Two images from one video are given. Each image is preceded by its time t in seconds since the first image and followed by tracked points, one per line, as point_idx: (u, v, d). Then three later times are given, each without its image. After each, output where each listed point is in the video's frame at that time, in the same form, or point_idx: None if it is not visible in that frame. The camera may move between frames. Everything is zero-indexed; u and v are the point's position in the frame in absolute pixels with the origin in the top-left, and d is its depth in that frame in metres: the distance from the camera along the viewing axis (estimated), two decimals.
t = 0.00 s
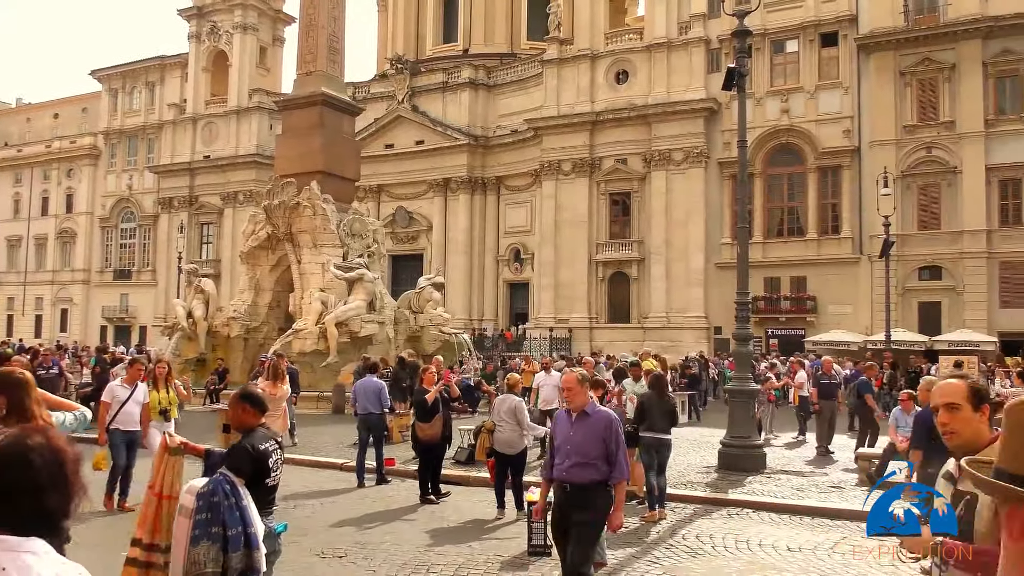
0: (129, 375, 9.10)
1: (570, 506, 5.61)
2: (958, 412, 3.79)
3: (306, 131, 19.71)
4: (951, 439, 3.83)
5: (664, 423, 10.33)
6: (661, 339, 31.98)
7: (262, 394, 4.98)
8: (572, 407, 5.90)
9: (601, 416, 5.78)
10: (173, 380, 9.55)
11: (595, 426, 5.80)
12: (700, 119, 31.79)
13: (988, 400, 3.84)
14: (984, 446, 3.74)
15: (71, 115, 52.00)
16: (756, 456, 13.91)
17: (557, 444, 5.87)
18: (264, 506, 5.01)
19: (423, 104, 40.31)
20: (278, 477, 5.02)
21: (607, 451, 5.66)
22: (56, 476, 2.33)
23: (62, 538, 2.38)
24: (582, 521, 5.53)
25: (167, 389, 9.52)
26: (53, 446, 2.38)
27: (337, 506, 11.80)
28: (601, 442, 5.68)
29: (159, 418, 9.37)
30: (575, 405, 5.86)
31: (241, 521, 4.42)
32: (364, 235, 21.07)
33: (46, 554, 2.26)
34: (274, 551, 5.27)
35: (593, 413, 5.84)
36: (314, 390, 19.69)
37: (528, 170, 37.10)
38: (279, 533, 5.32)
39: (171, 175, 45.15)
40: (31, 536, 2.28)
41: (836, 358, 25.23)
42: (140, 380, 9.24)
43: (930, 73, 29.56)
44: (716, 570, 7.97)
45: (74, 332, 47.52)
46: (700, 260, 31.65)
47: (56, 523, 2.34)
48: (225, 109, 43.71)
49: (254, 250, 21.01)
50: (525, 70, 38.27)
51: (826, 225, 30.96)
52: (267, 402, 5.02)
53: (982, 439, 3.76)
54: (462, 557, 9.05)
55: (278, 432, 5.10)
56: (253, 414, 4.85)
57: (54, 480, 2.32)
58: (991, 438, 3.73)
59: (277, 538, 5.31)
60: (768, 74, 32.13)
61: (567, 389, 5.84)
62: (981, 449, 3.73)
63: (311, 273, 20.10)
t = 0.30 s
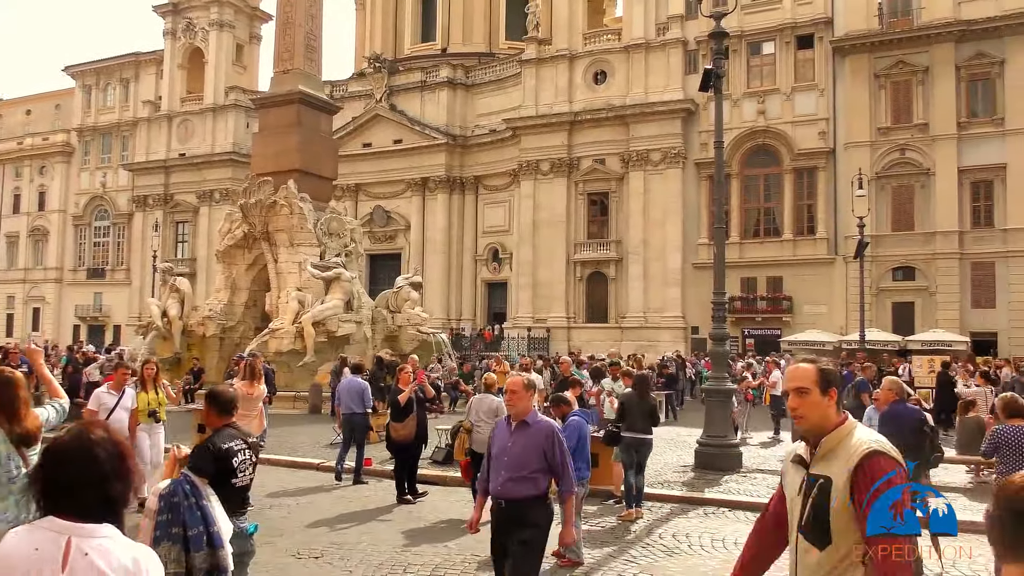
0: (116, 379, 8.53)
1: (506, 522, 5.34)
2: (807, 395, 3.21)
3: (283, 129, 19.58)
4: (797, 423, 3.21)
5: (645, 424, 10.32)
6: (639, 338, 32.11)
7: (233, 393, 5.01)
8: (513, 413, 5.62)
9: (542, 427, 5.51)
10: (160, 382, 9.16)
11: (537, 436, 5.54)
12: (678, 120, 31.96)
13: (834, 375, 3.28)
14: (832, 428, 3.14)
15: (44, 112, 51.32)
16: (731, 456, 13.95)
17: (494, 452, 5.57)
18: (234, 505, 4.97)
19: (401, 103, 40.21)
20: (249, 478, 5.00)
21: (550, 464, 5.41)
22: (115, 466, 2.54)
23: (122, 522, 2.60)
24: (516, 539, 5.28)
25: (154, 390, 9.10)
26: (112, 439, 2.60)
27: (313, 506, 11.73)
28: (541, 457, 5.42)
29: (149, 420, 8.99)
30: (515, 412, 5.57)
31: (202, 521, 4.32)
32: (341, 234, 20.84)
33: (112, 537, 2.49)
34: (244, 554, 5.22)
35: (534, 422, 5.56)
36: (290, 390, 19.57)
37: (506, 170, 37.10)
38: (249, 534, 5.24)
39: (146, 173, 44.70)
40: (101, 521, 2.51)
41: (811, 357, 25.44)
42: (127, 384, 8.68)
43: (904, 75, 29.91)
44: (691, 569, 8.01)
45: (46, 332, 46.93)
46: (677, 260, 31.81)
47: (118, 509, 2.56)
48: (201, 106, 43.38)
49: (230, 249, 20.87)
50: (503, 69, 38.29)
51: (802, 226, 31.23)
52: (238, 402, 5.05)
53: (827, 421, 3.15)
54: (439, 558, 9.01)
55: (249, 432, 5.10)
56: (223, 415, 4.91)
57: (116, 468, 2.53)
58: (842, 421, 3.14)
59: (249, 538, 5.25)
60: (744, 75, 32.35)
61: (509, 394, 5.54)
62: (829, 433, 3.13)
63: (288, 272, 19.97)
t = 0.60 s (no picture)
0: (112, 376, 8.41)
1: (454, 529, 5.09)
2: (704, 407, 3.04)
3: (272, 129, 19.51)
4: (692, 436, 3.04)
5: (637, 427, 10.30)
6: (628, 340, 32.17)
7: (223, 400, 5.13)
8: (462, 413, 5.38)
9: (491, 426, 5.25)
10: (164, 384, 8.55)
11: (487, 436, 5.29)
12: (667, 122, 32.03)
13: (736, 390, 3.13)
14: (730, 444, 2.98)
15: (31, 112, 51.04)
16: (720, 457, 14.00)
17: (445, 454, 5.33)
18: (211, 507, 4.82)
19: (391, 105, 40.16)
20: (230, 479, 4.93)
21: (495, 465, 5.14)
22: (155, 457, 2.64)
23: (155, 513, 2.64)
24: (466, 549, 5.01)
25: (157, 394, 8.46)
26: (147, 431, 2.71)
27: (301, 508, 11.68)
28: (489, 457, 5.19)
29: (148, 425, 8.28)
30: (464, 410, 5.32)
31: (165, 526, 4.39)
32: (330, 235, 20.76)
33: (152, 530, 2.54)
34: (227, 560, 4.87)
35: (483, 421, 5.31)
36: (279, 392, 19.50)
37: (495, 171, 37.12)
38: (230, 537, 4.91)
39: (134, 173, 44.50)
40: (140, 515, 2.56)
41: (799, 358, 25.55)
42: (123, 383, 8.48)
43: (892, 79, 30.09)
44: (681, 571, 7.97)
45: (33, 333, 46.67)
46: (666, 262, 31.88)
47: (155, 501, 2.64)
48: (190, 107, 43.23)
49: (219, 250, 20.79)
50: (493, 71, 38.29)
51: (790, 228, 31.35)
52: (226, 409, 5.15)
53: (725, 435, 3.00)
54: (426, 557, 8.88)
55: (236, 438, 5.08)
56: (208, 419, 4.97)
57: (154, 460, 2.63)
58: (741, 437, 2.99)
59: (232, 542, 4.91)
60: (733, 78, 32.45)
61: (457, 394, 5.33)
62: (727, 449, 2.97)
63: (276, 274, 19.90)
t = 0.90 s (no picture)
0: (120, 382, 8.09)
1: (385, 537, 4.87)
2: (578, 406, 2.96)
3: (262, 130, 19.45)
4: (565, 437, 2.95)
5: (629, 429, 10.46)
6: (618, 341, 32.22)
7: (213, 397, 5.01)
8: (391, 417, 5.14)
9: (418, 431, 5.01)
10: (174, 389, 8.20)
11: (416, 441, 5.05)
12: (657, 124, 32.10)
13: (613, 391, 3.05)
14: (603, 448, 2.91)
15: (18, 111, 50.72)
16: (709, 458, 14.04)
17: (372, 461, 5.09)
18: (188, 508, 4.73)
19: (381, 105, 40.12)
20: (207, 479, 4.83)
21: (425, 473, 4.91)
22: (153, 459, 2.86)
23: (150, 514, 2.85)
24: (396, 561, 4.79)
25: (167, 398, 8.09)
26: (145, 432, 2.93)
27: (290, 509, 11.64)
28: (417, 464, 4.94)
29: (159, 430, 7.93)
30: (392, 415, 5.07)
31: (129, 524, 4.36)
32: (319, 235, 20.70)
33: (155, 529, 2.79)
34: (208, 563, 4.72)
35: (411, 426, 5.06)
36: (268, 392, 19.44)
37: (486, 172, 37.14)
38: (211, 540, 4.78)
39: (123, 173, 44.30)
40: (140, 517, 2.78)
41: (788, 360, 25.66)
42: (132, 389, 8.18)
43: (880, 82, 30.25)
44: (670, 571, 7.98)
45: (20, 333, 46.39)
46: (656, 263, 31.94)
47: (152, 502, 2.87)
48: (179, 106, 43.07)
49: (207, 250, 20.72)
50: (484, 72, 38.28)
51: (780, 230, 31.46)
52: (216, 407, 5.01)
53: (598, 439, 2.92)
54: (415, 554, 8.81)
55: (222, 437, 4.93)
56: (193, 417, 4.89)
57: (152, 463, 2.85)
58: (617, 441, 2.91)
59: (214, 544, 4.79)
60: (723, 80, 32.54)
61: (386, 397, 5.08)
62: (601, 452, 2.89)
63: (266, 274, 19.85)
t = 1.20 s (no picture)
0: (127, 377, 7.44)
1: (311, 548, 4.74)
2: (441, 411, 2.86)
3: (252, 129, 19.38)
4: (427, 445, 2.86)
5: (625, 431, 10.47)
6: (609, 341, 32.27)
7: (220, 398, 4.91)
8: (327, 420, 4.90)
9: (358, 437, 4.81)
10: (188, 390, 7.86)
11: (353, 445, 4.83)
12: (648, 124, 32.16)
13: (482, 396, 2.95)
14: (469, 454, 2.80)
15: (7, 109, 50.45)
16: (700, 459, 14.06)
17: (305, 467, 4.92)
18: (181, 509, 4.69)
19: (372, 105, 40.08)
20: (200, 482, 4.71)
21: (366, 482, 4.76)
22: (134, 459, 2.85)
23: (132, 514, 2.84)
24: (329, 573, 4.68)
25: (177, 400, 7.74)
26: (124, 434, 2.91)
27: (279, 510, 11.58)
28: (352, 475, 4.75)
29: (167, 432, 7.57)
30: (328, 418, 4.85)
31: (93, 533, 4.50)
32: (310, 235, 20.64)
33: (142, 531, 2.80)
34: (199, 564, 4.68)
35: (348, 430, 4.85)
36: (257, 393, 19.34)
37: (477, 173, 37.14)
38: (203, 541, 4.70)
39: (112, 172, 44.14)
40: (129, 517, 2.81)
41: (778, 361, 25.74)
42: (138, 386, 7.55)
43: (870, 83, 30.38)
44: (659, 571, 7.97)
45: (8, 333, 46.14)
46: (647, 264, 31.99)
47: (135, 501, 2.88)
48: (169, 105, 42.94)
49: (197, 250, 20.64)
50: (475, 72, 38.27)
51: (770, 231, 31.54)
52: (222, 409, 4.90)
53: (463, 446, 2.82)
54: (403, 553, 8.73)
55: (222, 441, 4.81)
56: (197, 418, 4.84)
57: (133, 464, 2.83)
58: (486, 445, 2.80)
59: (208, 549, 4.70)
60: (714, 81, 32.61)
61: (322, 398, 4.83)
62: (465, 459, 2.79)
63: (256, 274, 19.79)
